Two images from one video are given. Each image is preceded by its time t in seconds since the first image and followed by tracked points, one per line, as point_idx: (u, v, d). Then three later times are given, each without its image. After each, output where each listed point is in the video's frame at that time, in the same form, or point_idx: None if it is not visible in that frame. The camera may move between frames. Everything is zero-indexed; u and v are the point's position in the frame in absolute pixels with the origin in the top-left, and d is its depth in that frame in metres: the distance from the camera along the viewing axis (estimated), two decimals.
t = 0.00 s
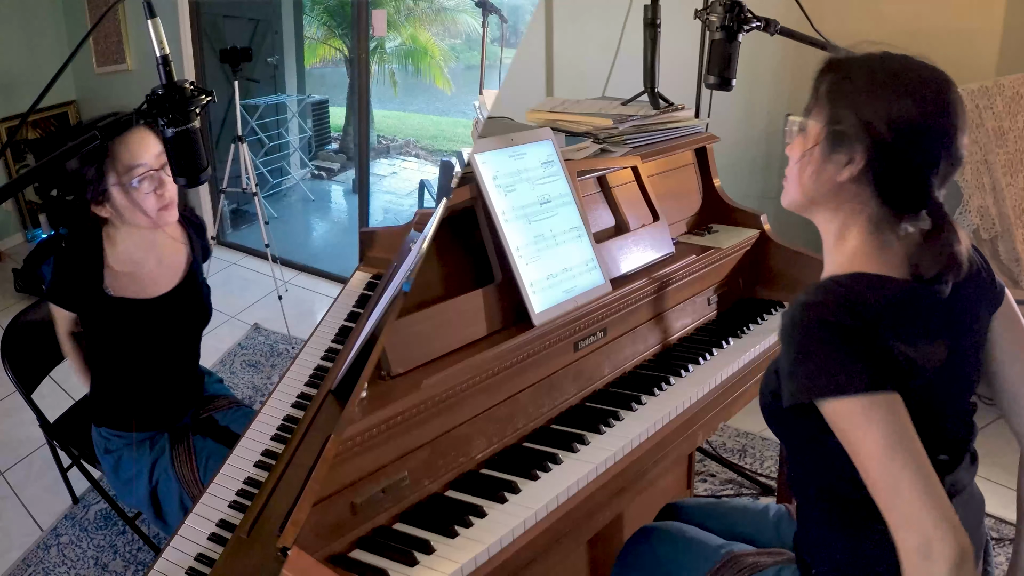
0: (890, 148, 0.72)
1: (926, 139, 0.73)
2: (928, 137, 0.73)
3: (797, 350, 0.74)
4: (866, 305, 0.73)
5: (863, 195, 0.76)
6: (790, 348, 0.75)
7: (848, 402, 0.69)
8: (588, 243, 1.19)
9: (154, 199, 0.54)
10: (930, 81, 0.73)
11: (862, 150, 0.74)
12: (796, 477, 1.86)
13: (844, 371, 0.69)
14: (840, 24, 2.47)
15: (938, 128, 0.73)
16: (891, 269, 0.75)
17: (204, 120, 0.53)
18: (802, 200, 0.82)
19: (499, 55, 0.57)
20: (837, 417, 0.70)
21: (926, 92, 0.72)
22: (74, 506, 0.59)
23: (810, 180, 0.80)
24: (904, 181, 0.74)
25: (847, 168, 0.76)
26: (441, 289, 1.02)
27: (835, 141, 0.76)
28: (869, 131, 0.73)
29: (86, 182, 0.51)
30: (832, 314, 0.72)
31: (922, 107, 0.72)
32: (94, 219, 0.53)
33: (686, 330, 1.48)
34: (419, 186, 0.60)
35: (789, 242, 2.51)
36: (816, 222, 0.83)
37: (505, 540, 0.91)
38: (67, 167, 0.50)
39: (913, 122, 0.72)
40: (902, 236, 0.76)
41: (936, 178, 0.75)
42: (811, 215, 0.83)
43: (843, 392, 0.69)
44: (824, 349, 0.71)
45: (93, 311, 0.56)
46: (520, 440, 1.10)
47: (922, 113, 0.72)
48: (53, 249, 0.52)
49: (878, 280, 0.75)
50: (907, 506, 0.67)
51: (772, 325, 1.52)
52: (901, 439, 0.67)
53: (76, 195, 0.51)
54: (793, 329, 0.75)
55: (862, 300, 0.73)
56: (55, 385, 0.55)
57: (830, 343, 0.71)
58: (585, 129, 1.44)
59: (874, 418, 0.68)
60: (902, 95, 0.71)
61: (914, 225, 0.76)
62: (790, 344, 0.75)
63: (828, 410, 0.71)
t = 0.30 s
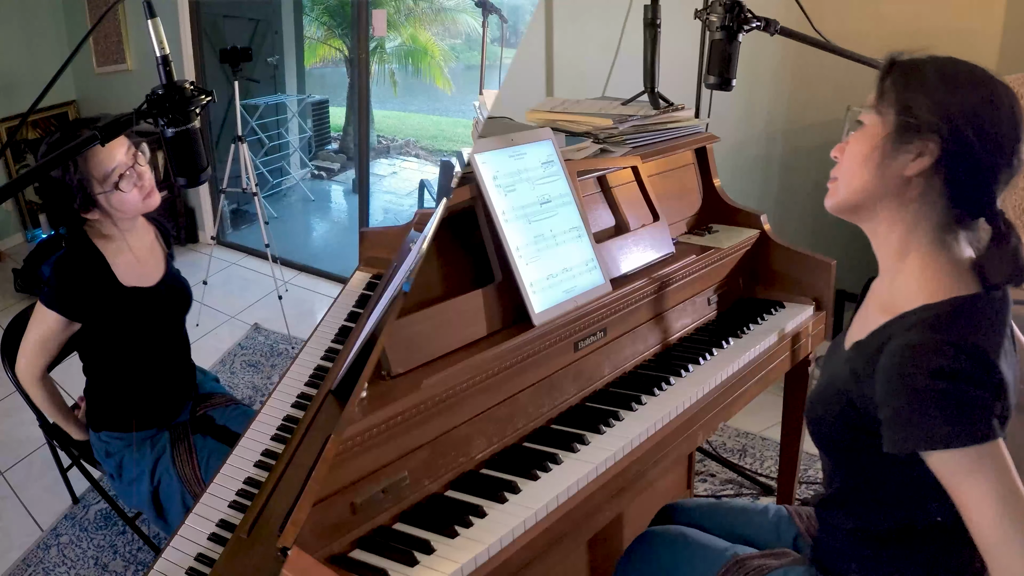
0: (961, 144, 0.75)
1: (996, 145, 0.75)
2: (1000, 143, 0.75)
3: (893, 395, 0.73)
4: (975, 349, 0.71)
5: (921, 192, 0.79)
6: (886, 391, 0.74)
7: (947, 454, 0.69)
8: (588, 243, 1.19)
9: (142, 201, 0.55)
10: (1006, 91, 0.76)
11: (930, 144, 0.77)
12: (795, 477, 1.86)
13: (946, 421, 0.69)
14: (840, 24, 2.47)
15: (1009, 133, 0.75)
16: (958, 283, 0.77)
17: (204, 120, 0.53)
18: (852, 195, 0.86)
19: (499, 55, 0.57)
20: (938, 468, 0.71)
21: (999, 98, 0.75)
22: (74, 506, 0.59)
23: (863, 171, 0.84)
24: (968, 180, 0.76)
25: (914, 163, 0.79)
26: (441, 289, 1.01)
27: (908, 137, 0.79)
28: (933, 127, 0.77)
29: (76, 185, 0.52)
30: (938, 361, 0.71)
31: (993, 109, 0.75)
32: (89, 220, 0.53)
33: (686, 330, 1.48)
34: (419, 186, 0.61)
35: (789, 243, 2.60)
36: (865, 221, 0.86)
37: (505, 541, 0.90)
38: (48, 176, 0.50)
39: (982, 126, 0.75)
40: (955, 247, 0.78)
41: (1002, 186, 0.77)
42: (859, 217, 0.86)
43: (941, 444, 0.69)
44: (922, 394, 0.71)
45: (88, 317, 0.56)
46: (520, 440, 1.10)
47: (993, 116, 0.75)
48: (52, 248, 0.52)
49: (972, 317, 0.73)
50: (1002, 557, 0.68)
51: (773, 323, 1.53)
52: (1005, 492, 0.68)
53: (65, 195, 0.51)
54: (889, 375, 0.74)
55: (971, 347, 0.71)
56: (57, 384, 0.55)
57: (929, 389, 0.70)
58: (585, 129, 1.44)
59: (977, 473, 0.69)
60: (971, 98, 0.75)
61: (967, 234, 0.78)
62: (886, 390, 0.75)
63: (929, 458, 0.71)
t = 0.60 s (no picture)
0: (997, 146, 0.75)
1: None
2: None
3: (916, 391, 0.72)
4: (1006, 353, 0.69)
5: (945, 200, 0.80)
6: (908, 390, 0.73)
7: (966, 456, 0.67)
8: (588, 243, 1.19)
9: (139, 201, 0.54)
10: None
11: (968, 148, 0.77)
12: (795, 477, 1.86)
13: (974, 422, 0.67)
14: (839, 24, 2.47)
15: None
16: (989, 289, 0.77)
17: (204, 120, 0.53)
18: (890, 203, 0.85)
19: (499, 55, 0.58)
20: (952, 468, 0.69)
21: None
22: (74, 506, 0.58)
23: (896, 178, 0.84)
24: (994, 185, 0.76)
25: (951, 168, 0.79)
26: (441, 289, 1.01)
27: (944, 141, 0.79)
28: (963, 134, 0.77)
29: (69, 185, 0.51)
30: (966, 362, 0.69)
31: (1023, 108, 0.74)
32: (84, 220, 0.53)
33: (686, 330, 1.48)
34: (419, 186, 0.61)
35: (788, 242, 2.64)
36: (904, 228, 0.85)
37: (505, 540, 0.90)
38: (41, 182, 0.49)
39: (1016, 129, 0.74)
40: (985, 251, 0.79)
41: None
42: (898, 227, 0.85)
43: (962, 446, 0.67)
44: (951, 392, 0.69)
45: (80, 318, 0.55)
46: (520, 440, 1.10)
47: None
48: (51, 247, 0.52)
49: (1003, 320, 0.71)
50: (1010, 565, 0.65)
51: (773, 323, 1.53)
52: None
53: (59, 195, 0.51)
54: (914, 372, 0.73)
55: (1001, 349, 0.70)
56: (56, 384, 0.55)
57: (958, 389, 0.69)
58: (585, 129, 1.44)
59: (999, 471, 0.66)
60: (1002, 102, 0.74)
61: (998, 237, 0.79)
62: (909, 387, 0.73)
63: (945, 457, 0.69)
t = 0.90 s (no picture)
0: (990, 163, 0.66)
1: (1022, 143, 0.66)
2: None
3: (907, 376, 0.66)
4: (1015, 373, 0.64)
5: (975, 229, 0.68)
6: (902, 375, 0.68)
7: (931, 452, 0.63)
8: (588, 243, 1.19)
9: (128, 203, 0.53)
10: (998, 78, 0.68)
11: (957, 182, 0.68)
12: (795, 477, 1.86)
13: (949, 416, 0.62)
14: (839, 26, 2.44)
15: None
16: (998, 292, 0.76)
17: (203, 120, 0.53)
18: (912, 246, 0.74)
19: (499, 55, 0.58)
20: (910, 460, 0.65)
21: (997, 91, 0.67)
22: (74, 506, 0.58)
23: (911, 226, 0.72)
24: (1011, 196, 0.67)
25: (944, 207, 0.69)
26: (441, 289, 1.01)
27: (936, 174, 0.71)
28: (959, 160, 0.67)
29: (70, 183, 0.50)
30: (966, 361, 0.64)
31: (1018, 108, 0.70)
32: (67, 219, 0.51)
33: (686, 330, 1.48)
34: (419, 186, 0.61)
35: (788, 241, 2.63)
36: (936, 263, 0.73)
37: (505, 540, 0.90)
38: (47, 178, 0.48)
39: (997, 131, 0.66)
40: (1014, 256, 0.68)
41: None
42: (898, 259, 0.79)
43: (928, 441, 0.63)
44: (938, 383, 0.64)
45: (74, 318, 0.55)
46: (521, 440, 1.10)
47: (1012, 116, 0.66)
48: (49, 251, 0.52)
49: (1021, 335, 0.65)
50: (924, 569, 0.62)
51: (773, 323, 1.53)
52: (974, 508, 0.62)
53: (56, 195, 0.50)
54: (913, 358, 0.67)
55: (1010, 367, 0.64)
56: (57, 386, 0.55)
57: (948, 384, 0.63)
58: (585, 129, 1.44)
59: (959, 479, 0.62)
60: (975, 106, 0.67)
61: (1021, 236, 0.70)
62: (905, 373, 0.67)
63: (908, 447, 0.65)
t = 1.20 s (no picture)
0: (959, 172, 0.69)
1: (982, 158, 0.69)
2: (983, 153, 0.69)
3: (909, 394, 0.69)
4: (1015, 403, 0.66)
5: (956, 247, 0.71)
6: (901, 392, 0.70)
7: (917, 471, 0.67)
8: (588, 243, 1.19)
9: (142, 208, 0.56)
10: (943, 91, 0.71)
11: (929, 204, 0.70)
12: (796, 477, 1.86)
13: (932, 443, 0.66)
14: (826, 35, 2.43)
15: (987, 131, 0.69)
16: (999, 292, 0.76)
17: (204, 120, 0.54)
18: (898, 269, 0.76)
19: (499, 55, 0.58)
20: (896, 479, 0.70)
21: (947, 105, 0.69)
22: (74, 506, 0.61)
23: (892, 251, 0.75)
24: (984, 214, 0.70)
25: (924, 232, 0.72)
26: (441, 289, 1.01)
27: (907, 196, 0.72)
28: (924, 182, 0.70)
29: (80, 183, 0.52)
30: (967, 392, 0.66)
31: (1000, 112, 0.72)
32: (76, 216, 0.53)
33: (686, 330, 1.48)
34: (419, 186, 0.60)
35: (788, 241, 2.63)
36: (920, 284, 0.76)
37: (505, 540, 0.90)
38: (72, 171, 0.51)
39: (950, 149, 0.69)
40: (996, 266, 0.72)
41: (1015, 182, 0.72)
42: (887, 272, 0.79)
43: (918, 462, 0.67)
44: (940, 413, 0.67)
45: (85, 318, 0.57)
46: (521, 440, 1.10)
47: (972, 129, 0.69)
48: (51, 250, 0.53)
49: (1012, 356, 0.67)
50: (887, 568, 0.70)
51: (773, 323, 1.53)
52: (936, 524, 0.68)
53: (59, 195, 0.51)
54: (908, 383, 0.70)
55: (1013, 397, 0.66)
56: (57, 386, 0.56)
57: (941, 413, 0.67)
58: (585, 129, 1.45)
59: (938, 504, 0.68)
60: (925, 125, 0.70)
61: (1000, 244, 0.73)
62: (902, 394, 0.70)
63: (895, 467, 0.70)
